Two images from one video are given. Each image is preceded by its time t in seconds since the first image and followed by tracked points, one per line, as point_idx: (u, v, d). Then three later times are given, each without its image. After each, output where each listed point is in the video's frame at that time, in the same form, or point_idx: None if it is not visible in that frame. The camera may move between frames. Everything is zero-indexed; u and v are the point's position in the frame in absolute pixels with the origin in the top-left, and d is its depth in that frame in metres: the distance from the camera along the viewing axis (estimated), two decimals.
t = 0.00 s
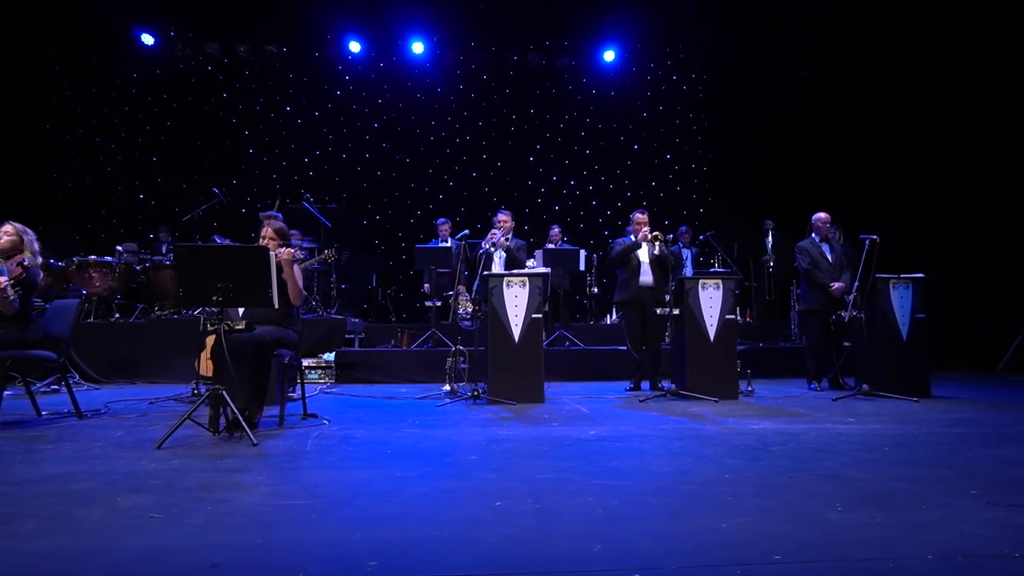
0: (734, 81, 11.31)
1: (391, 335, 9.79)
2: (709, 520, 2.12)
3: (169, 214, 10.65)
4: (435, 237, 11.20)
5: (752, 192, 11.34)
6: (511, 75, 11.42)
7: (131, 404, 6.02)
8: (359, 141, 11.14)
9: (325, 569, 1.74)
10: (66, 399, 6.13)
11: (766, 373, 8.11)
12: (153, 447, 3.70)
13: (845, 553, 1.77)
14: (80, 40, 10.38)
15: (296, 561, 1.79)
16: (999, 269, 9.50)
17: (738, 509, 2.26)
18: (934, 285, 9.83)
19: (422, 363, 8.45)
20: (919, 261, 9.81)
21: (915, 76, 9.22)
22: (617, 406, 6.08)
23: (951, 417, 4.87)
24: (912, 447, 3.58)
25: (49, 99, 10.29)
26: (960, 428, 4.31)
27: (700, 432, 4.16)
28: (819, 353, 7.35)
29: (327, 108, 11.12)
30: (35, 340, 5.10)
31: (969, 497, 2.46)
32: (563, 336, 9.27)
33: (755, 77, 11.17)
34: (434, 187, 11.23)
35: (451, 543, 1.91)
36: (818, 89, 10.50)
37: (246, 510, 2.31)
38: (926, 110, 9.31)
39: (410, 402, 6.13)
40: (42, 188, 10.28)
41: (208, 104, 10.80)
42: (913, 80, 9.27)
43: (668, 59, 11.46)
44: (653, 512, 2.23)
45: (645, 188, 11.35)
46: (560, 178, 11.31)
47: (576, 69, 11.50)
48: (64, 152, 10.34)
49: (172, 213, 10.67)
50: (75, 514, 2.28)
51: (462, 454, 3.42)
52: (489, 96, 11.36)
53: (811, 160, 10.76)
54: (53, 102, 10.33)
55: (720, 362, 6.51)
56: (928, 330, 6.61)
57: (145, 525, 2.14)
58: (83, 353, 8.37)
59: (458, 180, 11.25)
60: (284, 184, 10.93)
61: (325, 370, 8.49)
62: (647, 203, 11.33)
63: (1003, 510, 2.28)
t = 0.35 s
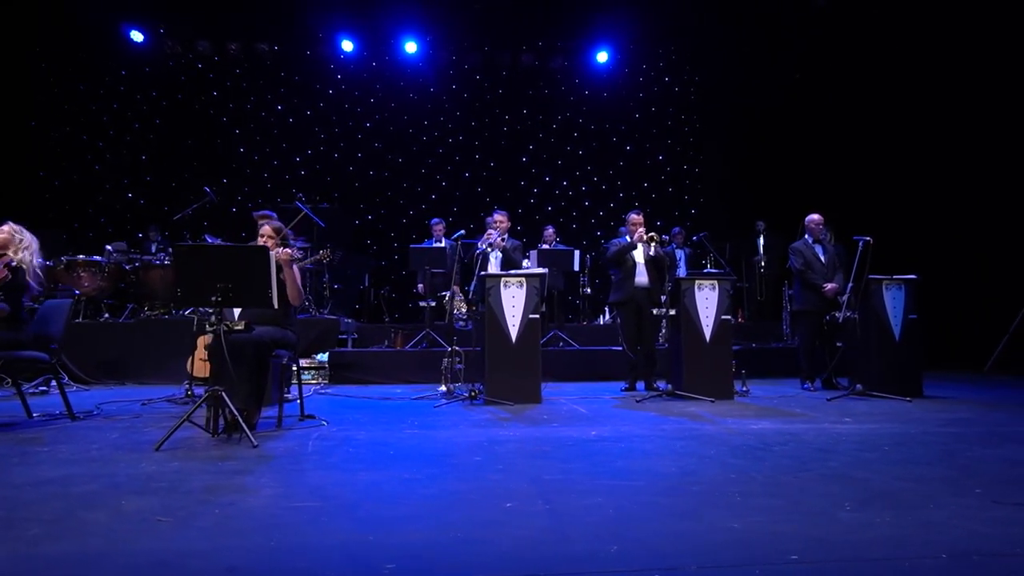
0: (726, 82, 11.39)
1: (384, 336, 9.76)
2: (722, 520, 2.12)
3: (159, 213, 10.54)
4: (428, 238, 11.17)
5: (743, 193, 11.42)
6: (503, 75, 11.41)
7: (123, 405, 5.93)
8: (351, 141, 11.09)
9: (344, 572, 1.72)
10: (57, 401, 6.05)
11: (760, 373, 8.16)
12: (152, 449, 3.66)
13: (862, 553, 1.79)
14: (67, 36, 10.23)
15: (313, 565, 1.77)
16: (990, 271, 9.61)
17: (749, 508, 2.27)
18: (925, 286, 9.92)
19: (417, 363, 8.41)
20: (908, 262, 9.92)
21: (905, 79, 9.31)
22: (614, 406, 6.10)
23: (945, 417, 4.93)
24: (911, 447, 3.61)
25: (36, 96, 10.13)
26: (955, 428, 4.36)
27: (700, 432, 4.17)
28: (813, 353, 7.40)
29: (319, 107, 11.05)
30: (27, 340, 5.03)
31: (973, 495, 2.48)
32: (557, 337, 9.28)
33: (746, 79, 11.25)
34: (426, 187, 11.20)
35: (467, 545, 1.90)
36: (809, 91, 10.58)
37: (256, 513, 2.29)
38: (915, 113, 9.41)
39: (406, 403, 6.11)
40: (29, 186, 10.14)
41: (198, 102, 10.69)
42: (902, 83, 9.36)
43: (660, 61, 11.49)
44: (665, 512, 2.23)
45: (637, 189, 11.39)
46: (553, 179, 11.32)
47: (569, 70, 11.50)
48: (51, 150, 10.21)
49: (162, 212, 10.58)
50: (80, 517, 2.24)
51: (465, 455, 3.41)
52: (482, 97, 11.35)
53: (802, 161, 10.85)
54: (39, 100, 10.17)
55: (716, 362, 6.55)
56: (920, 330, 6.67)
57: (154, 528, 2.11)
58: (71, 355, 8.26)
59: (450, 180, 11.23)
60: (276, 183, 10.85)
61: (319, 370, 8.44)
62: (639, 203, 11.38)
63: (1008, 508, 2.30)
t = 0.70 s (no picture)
0: (716, 84, 11.47)
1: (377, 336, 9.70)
2: (733, 521, 2.12)
3: (147, 212, 10.43)
4: (420, 238, 11.13)
5: (734, 194, 11.49)
6: (495, 75, 11.41)
7: (114, 407, 5.84)
8: (342, 140, 11.02)
9: None
10: (46, 402, 5.94)
11: (753, 373, 8.19)
12: (148, 451, 3.61)
13: (877, 554, 1.79)
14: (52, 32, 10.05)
15: (324, 569, 1.75)
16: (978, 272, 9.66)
17: (758, 510, 2.27)
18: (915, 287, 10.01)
19: (411, 364, 8.37)
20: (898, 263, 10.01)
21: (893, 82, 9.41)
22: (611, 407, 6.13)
23: (940, 416, 4.97)
24: (910, 446, 3.64)
25: (20, 93, 9.94)
26: (951, 427, 4.40)
27: (700, 433, 4.18)
28: (805, 353, 7.44)
29: (310, 106, 10.97)
30: (15, 340, 4.90)
31: (978, 495, 2.50)
32: (551, 337, 9.26)
33: (737, 81, 11.34)
34: (418, 187, 11.15)
35: (481, 548, 1.88)
36: (799, 93, 10.68)
37: (261, 516, 2.25)
38: (900, 115, 9.53)
39: (402, 404, 6.08)
40: (14, 184, 9.98)
41: (187, 100, 10.59)
42: (890, 86, 9.46)
43: (651, 62, 11.54)
44: (676, 514, 2.22)
45: (628, 189, 11.43)
46: (545, 179, 11.31)
47: (561, 71, 11.51)
48: (37, 148, 10.05)
49: (150, 211, 10.46)
50: (80, 522, 2.20)
51: (467, 456, 3.40)
52: (474, 97, 11.33)
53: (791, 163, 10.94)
54: (23, 96, 9.98)
55: (711, 363, 6.57)
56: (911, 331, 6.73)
57: (158, 533, 2.07)
58: (59, 356, 8.14)
59: (443, 180, 11.19)
60: (266, 182, 10.76)
61: (311, 371, 8.36)
62: (631, 204, 11.42)
63: (1015, 508, 2.32)
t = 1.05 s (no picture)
0: (708, 86, 11.54)
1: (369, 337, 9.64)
2: (744, 522, 2.12)
3: (135, 211, 10.32)
4: (412, 238, 11.09)
5: (725, 196, 11.55)
6: (488, 75, 11.39)
7: (105, 408, 5.75)
8: (334, 139, 10.96)
9: None
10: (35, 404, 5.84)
11: (746, 373, 8.23)
12: (144, 453, 3.56)
13: (890, 554, 1.80)
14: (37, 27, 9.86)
15: (337, 572, 1.72)
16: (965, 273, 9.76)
17: (768, 510, 2.27)
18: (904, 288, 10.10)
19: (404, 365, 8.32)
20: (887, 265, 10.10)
21: (881, 84, 9.51)
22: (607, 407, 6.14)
23: (933, 416, 5.02)
24: (909, 446, 3.67)
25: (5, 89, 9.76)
26: (946, 427, 4.44)
27: (699, 433, 4.19)
28: (798, 354, 7.49)
29: (301, 105, 10.90)
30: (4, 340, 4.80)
31: (983, 494, 2.52)
32: (544, 338, 9.25)
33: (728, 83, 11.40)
34: (410, 187, 11.11)
35: (495, 551, 1.87)
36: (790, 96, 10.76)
37: (267, 519, 2.22)
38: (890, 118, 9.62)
39: (397, 405, 6.04)
40: None
41: (176, 98, 10.48)
42: (877, 89, 9.57)
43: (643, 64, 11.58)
44: (686, 515, 2.22)
45: (621, 190, 11.46)
46: (537, 180, 11.31)
47: (553, 71, 11.51)
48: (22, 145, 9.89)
49: (139, 210, 10.35)
50: (82, 526, 2.15)
51: (469, 457, 3.38)
52: (466, 96, 11.31)
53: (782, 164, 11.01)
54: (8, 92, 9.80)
55: (706, 363, 6.59)
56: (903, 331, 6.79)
57: (163, 536, 2.03)
58: (47, 357, 8.03)
59: (435, 180, 11.16)
60: (257, 181, 10.68)
61: (304, 372, 8.29)
62: (623, 205, 11.45)
63: (1021, 507, 2.34)
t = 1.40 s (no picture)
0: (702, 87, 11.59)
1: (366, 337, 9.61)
2: (757, 521, 2.14)
3: (128, 210, 10.23)
4: (408, 238, 11.07)
5: (719, 197, 11.59)
6: (484, 75, 11.37)
7: (102, 409, 5.70)
8: (329, 139, 10.91)
9: None
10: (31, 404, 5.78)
11: (742, 373, 8.26)
12: (147, 454, 3.53)
13: (908, 552, 1.81)
14: (30, 26, 9.78)
15: (357, 573, 1.72)
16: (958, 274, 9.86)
17: (779, 510, 2.29)
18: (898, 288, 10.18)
19: (402, 365, 8.30)
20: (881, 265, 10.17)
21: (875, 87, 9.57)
22: (607, 407, 6.16)
23: (932, 415, 5.06)
24: (912, 445, 3.69)
25: None
26: (945, 426, 4.47)
27: (702, 433, 4.20)
28: (795, 354, 7.52)
29: (296, 104, 10.84)
30: None
31: (990, 493, 2.54)
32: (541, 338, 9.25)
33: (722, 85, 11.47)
34: (405, 187, 11.08)
35: (513, 551, 1.86)
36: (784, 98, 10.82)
37: (280, 520, 2.21)
38: (884, 120, 9.69)
39: (397, 406, 6.03)
40: None
41: (169, 97, 10.39)
42: (871, 91, 9.63)
43: (638, 65, 11.60)
44: (700, 514, 2.23)
45: (616, 191, 11.48)
46: (533, 180, 11.30)
47: (549, 72, 11.50)
48: (12, 143, 9.78)
49: (131, 210, 10.27)
50: (92, 527, 2.13)
51: (477, 457, 3.38)
52: (462, 97, 11.29)
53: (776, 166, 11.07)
54: None
55: (704, 363, 6.61)
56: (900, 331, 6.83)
57: (177, 538, 2.01)
58: (40, 358, 7.93)
59: (430, 180, 11.13)
60: (251, 181, 10.61)
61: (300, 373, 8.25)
62: (618, 205, 11.47)
63: None
